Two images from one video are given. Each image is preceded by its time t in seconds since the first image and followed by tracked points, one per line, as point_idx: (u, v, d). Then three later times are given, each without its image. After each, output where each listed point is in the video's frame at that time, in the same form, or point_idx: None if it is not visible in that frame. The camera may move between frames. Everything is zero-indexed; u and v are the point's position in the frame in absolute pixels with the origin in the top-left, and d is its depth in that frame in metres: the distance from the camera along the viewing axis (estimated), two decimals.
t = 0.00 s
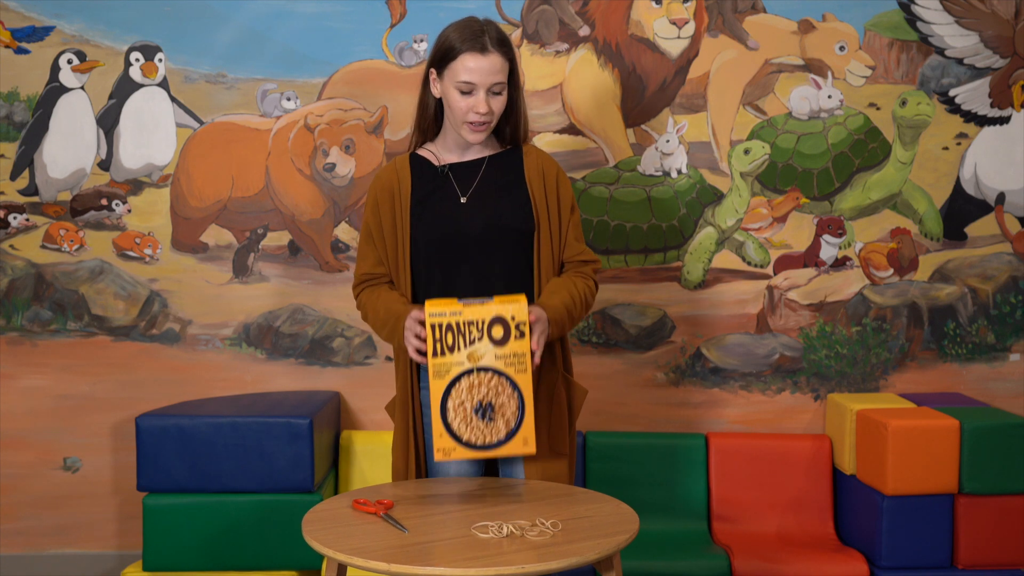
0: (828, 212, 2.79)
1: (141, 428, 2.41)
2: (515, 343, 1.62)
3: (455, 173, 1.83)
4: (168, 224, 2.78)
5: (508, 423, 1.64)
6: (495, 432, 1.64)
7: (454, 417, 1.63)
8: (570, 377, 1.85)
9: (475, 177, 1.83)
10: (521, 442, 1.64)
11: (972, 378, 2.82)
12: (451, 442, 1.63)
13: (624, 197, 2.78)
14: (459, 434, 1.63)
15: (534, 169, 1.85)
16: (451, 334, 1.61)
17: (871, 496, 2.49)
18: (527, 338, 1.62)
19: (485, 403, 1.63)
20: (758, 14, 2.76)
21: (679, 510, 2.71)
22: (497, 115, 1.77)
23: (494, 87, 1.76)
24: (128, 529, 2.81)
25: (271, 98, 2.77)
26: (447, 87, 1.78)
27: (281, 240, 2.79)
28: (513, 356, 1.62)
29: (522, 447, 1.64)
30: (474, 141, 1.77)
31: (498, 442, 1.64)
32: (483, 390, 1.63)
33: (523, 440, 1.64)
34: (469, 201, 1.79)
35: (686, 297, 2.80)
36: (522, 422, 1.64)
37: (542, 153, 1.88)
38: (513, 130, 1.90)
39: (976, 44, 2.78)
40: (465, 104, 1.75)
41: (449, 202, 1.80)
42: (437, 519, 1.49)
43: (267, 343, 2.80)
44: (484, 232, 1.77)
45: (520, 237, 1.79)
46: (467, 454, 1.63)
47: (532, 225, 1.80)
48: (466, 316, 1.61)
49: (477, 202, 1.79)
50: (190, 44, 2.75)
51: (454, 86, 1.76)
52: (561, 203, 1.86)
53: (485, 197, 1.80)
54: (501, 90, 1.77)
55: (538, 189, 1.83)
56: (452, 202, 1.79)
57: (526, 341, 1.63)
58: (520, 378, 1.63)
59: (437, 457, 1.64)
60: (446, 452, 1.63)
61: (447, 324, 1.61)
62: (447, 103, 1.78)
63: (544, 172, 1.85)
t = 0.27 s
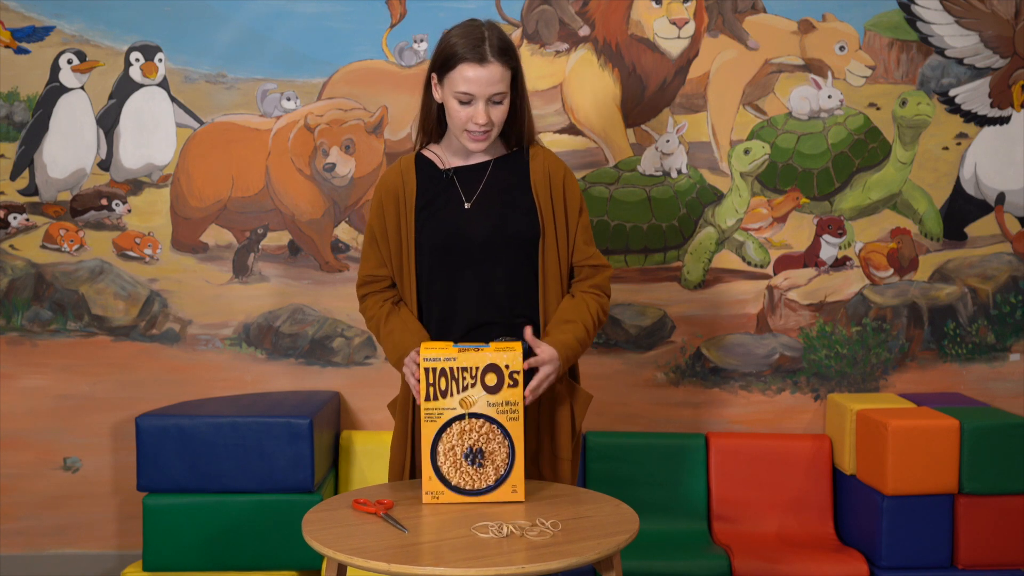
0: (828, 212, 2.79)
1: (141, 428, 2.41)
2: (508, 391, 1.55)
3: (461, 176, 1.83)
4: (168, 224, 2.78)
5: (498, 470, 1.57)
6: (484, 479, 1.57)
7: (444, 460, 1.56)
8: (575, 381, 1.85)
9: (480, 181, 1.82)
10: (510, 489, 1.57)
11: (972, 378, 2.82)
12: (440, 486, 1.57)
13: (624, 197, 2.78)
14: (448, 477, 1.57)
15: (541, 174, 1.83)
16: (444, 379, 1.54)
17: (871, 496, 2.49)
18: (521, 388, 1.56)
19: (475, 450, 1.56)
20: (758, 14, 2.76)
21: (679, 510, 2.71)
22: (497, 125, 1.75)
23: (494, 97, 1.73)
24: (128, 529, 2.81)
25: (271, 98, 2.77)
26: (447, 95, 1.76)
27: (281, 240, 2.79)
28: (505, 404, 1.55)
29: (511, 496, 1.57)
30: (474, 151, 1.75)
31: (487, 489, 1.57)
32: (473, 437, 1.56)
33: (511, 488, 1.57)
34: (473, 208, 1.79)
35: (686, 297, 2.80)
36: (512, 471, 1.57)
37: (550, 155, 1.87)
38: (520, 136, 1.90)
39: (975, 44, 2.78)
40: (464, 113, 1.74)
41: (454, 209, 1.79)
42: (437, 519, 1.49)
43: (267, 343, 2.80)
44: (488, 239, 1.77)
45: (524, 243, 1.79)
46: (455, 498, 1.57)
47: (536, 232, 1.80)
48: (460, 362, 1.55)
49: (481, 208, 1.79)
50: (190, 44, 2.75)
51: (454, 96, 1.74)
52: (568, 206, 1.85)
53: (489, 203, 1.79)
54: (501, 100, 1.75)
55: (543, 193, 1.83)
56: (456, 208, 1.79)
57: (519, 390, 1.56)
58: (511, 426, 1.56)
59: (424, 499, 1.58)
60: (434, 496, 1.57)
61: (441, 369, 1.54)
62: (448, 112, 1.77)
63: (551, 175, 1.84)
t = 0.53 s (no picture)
0: (828, 212, 2.79)
1: (140, 428, 2.41)
2: (508, 393, 1.55)
3: (465, 179, 1.80)
4: (168, 224, 2.78)
5: (496, 471, 1.57)
6: (482, 481, 1.57)
7: (443, 461, 1.56)
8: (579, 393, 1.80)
9: (483, 186, 1.79)
10: (508, 492, 1.57)
11: (972, 378, 2.82)
12: (438, 487, 1.56)
13: (624, 197, 2.78)
14: (446, 478, 1.56)
15: (544, 180, 1.78)
16: (445, 379, 1.54)
17: (871, 496, 2.49)
18: (521, 389, 1.55)
19: (474, 451, 1.56)
20: (758, 14, 2.76)
21: (679, 510, 2.71)
22: (503, 128, 1.72)
23: (500, 100, 1.70)
24: (128, 529, 2.81)
25: (271, 98, 2.77)
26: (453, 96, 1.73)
27: (281, 240, 2.79)
28: (505, 406, 1.55)
29: (508, 498, 1.57)
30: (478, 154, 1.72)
31: (484, 491, 1.57)
32: (472, 438, 1.56)
33: (509, 490, 1.57)
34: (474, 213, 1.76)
35: (686, 297, 2.80)
36: (510, 472, 1.57)
37: (557, 158, 1.81)
38: (527, 138, 1.82)
39: (975, 44, 2.78)
40: (470, 116, 1.71)
41: (455, 212, 1.77)
42: (437, 520, 1.48)
43: (267, 343, 2.80)
44: (487, 246, 1.74)
45: (524, 254, 1.76)
46: (453, 499, 1.57)
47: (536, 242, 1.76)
48: (461, 362, 1.54)
49: (482, 214, 1.76)
50: (190, 44, 2.75)
51: (459, 96, 1.71)
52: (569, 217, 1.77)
53: (491, 209, 1.76)
54: (508, 103, 1.71)
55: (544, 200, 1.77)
56: (457, 212, 1.77)
57: (519, 392, 1.55)
58: (510, 428, 1.56)
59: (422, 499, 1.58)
60: (431, 497, 1.57)
61: (442, 369, 1.54)
62: (454, 113, 1.74)
63: (555, 182, 1.78)
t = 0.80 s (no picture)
0: (828, 212, 2.79)
1: (140, 428, 2.41)
2: (512, 392, 1.55)
3: (465, 190, 1.80)
4: (168, 224, 2.78)
5: (501, 470, 1.57)
6: (487, 479, 1.57)
7: (448, 460, 1.56)
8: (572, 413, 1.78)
9: (482, 200, 1.78)
10: (512, 490, 1.58)
11: (972, 378, 2.82)
12: (443, 486, 1.56)
13: (624, 197, 2.78)
14: (451, 477, 1.56)
15: (536, 198, 1.76)
16: (449, 379, 1.55)
17: (871, 496, 2.49)
18: (525, 388, 1.56)
19: (478, 450, 1.56)
20: (758, 14, 2.76)
21: (679, 511, 2.71)
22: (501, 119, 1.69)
23: (499, 88, 1.68)
24: (128, 528, 2.81)
25: (271, 98, 2.77)
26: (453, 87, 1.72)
27: (281, 240, 2.79)
28: (509, 405, 1.55)
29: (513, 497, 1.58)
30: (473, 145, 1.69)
31: (489, 490, 1.57)
32: (477, 437, 1.56)
33: (514, 489, 1.57)
34: (471, 222, 1.76)
35: (686, 297, 2.80)
36: (515, 471, 1.57)
37: (556, 175, 1.79)
38: (529, 152, 1.80)
39: (976, 44, 2.78)
40: (468, 104, 1.69)
41: (454, 221, 1.77)
42: (437, 519, 1.49)
43: (267, 343, 2.80)
44: (483, 259, 1.74)
45: (515, 274, 1.76)
46: (458, 498, 1.57)
47: (527, 264, 1.76)
48: (465, 362, 1.55)
49: (479, 225, 1.76)
50: (190, 44, 2.75)
51: (458, 85, 1.70)
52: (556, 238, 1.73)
53: (489, 220, 1.76)
54: (507, 93, 1.69)
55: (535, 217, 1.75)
56: (456, 221, 1.77)
57: (524, 391, 1.56)
58: (515, 428, 1.56)
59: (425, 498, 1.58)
60: (436, 496, 1.56)
61: (446, 369, 1.55)
62: (454, 105, 1.73)
63: (547, 199, 1.76)
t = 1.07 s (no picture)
0: (828, 212, 2.79)
1: (141, 428, 2.41)
2: (513, 393, 1.56)
3: (462, 195, 1.80)
4: (168, 224, 2.78)
5: (502, 470, 1.57)
6: (488, 480, 1.57)
7: (448, 460, 1.56)
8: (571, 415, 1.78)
9: (478, 206, 1.78)
10: (513, 491, 1.57)
11: (972, 378, 2.82)
12: (443, 486, 1.56)
13: (624, 197, 2.78)
14: (451, 477, 1.56)
15: (533, 201, 1.76)
16: (450, 379, 1.55)
17: (871, 496, 2.49)
18: (525, 389, 1.56)
19: (479, 450, 1.56)
20: (758, 14, 2.76)
21: (679, 511, 2.71)
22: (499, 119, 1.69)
23: (497, 88, 1.69)
24: (128, 529, 2.81)
25: (271, 98, 2.77)
26: (451, 87, 1.72)
27: (281, 240, 2.79)
28: (509, 406, 1.56)
29: (514, 498, 1.57)
30: (471, 145, 1.69)
31: (489, 490, 1.57)
32: (477, 437, 1.56)
33: (514, 489, 1.57)
34: (468, 226, 1.76)
35: (686, 297, 2.80)
36: (515, 472, 1.57)
37: (552, 179, 1.78)
38: (525, 156, 1.80)
39: (976, 44, 2.78)
40: (466, 104, 1.69)
41: (451, 224, 1.77)
42: (438, 519, 1.48)
43: (267, 343, 2.80)
44: (479, 263, 1.74)
45: (512, 277, 1.75)
46: (458, 498, 1.56)
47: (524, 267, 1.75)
48: (466, 362, 1.55)
49: (475, 229, 1.76)
50: (190, 45, 2.75)
51: (456, 85, 1.70)
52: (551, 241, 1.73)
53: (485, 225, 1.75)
54: (505, 93, 1.70)
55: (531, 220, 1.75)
56: (453, 224, 1.77)
57: (524, 391, 1.56)
58: (516, 428, 1.56)
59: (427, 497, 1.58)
60: (437, 496, 1.56)
61: (446, 369, 1.55)
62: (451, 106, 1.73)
63: (544, 203, 1.75)
